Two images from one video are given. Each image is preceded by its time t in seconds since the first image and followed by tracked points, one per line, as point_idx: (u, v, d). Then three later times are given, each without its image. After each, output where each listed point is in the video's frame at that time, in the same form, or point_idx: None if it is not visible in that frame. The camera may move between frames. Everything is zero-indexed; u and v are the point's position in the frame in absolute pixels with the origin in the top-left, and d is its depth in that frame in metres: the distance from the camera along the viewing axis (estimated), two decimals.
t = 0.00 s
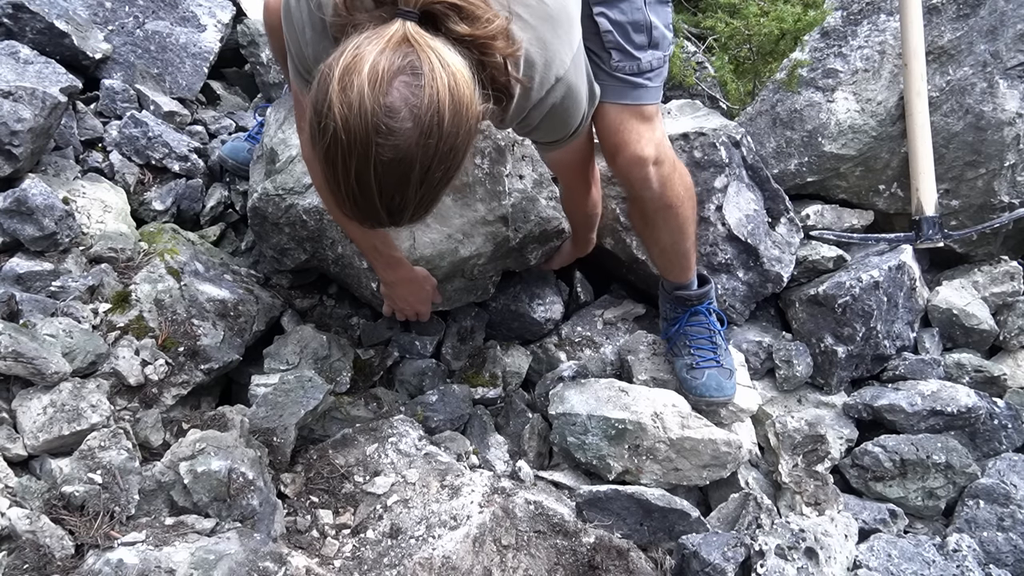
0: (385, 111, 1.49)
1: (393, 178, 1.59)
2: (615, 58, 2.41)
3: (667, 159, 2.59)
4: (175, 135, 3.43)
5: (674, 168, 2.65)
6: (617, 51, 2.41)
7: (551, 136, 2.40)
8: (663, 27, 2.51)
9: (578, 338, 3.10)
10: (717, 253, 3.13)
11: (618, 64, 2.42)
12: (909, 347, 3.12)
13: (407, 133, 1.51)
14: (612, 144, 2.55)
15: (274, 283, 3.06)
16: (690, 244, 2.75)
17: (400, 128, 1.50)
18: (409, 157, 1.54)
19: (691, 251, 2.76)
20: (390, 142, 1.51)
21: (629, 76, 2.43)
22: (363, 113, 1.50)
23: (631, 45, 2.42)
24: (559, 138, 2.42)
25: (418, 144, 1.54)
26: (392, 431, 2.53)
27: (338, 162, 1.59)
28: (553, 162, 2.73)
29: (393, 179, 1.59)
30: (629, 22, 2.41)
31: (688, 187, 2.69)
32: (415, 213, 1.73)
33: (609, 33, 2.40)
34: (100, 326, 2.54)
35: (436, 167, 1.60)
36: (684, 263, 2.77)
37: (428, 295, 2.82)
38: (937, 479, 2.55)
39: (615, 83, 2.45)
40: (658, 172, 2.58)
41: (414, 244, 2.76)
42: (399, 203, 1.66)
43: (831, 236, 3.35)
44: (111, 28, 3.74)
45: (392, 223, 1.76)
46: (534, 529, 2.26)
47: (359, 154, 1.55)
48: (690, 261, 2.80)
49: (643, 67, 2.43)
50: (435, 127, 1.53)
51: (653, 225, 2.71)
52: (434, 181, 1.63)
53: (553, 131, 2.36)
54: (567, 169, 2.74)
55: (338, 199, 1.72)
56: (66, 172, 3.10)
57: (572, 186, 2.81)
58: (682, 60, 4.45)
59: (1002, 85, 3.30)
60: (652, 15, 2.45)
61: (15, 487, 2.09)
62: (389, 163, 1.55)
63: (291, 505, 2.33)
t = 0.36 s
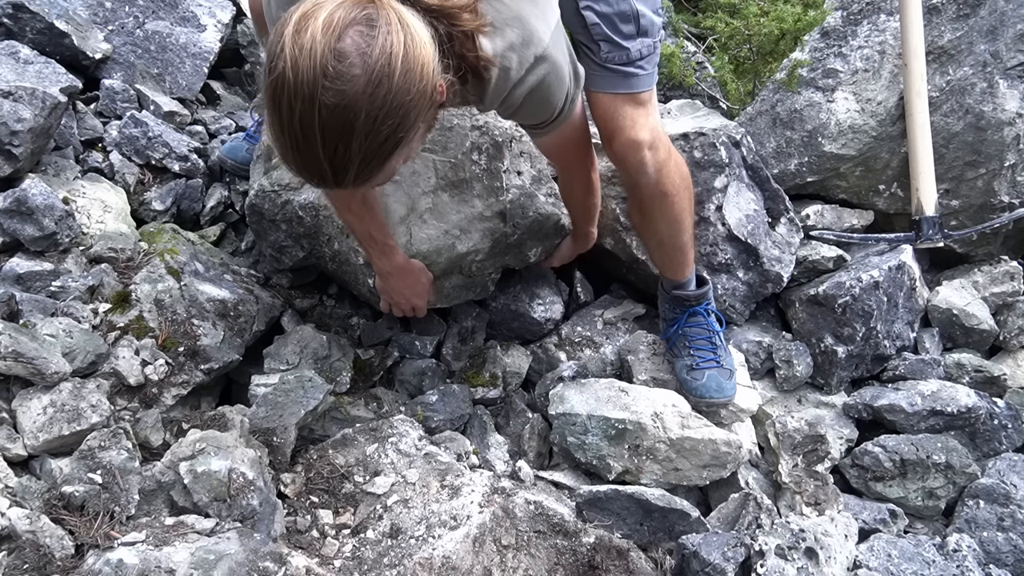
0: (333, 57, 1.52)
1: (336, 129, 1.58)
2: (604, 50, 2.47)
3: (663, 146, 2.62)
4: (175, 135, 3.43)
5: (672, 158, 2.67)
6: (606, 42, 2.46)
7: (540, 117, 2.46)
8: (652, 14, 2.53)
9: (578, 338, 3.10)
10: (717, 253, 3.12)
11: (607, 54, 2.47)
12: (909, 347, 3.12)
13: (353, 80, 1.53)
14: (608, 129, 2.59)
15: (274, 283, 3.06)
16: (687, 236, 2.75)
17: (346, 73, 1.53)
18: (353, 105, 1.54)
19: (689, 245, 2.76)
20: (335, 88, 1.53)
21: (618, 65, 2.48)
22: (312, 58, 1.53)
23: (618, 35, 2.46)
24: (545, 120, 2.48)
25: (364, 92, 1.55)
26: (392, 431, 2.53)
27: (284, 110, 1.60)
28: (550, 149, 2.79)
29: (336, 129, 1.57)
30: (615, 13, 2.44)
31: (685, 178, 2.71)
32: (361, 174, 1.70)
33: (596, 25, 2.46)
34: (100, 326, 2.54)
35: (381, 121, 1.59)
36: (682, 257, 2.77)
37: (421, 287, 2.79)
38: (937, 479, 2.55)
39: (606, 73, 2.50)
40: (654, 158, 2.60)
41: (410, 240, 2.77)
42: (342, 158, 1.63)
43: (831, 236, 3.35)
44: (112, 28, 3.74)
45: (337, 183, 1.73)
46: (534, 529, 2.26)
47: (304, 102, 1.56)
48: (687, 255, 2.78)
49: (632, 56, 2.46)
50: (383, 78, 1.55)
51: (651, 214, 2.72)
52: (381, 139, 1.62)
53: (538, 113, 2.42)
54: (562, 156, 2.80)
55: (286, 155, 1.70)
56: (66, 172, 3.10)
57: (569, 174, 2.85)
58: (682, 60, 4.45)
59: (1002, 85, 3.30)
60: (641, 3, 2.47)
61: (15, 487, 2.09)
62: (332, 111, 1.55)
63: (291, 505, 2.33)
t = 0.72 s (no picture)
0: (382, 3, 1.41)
1: (392, 82, 1.47)
2: (622, 50, 2.47)
3: (676, 147, 2.64)
4: (175, 135, 3.43)
5: (683, 159, 2.69)
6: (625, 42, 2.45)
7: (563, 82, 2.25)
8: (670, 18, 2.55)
9: (578, 338, 3.10)
10: (717, 253, 3.12)
11: (626, 52, 2.47)
12: (909, 347, 3.12)
13: (408, 26, 1.42)
14: (623, 128, 2.60)
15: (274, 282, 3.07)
16: (693, 237, 2.76)
17: (398, 19, 1.41)
18: (407, 56, 1.44)
19: (693, 245, 2.77)
20: (389, 36, 1.41)
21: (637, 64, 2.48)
22: (360, 5, 1.40)
23: (638, 36, 2.47)
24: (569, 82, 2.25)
25: (420, 40, 1.44)
26: (392, 431, 2.54)
27: (329, 66, 1.47)
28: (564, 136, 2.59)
29: (391, 81, 1.47)
30: (635, 12, 2.46)
31: (695, 179, 2.73)
32: (416, 130, 1.61)
33: (616, 24, 2.45)
34: (100, 326, 2.54)
35: (435, 71, 1.49)
36: (686, 257, 2.77)
37: (363, 237, 2.53)
38: (937, 479, 2.55)
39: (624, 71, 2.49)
40: (666, 158, 2.61)
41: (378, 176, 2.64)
42: (396, 114, 1.53)
43: (831, 236, 3.35)
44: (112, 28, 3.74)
45: (388, 144, 1.63)
46: (534, 529, 2.26)
47: (353, 56, 1.43)
48: (693, 256, 2.80)
49: (650, 57, 2.48)
50: (438, 23, 1.44)
51: (659, 213, 2.73)
52: (437, 91, 1.52)
53: (557, 71, 2.19)
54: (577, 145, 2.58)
55: (335, 119, 1.58)
56: (66, 172, 3.10)
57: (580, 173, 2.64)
58: (682, 60, 4.45)
59: (1002, 85, 3.30)
60: (661, 6, 2.50)
61: (15, 487, 2.09)
62: (386, 63, 1.44)
63: (291, 505, 2.33)
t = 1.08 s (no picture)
0: None
1: None
2: (628, 54, 2.48)
3: (678, 145, 2.66)
4: (175, 135, 3.42)
5: (686, 157, 2.70)
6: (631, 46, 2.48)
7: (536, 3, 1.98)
8: (679, 28, 2.57)
9: (578, 338, 3.10)
10: (717, 253, 3.12)
11: (632, 55, 2.48)
12: (909, 347, 3.12)
13: None
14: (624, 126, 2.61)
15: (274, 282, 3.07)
16: (695, 235, 2.78)
17: None
18: None
19: (694, 243, 2.79)
20: None
21: (641, 70, 2.49)
22: None
23: (646, 42, 2.49)
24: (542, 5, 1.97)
25: None
26: (392, 431, 2.54)
27: None
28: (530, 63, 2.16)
29: None
30: (645, 17, 2.46)
31: (696, 178, 2.75)
32: None
33: (626, 28, 2.46)
34: (101, 327, 2.54)
35: None
36: (687, 255, 2.79)
37: (307, 118, 2.75)
38: (937, 479, 2.55)
39: (629, 74, 2.50)
40: (667, 155, 2.64)
41: (383, 155, 2.71)
42: None
43: (831, 236, 3.35)
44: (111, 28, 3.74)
45: None
46: (534, 530, 2.26)
47: None
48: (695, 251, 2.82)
49: (655, 64, 2.49)
50: None
51: (660, 210, 2.75)
52: None
53: None
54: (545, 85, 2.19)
55: None
56: (66, 172, 3.10)
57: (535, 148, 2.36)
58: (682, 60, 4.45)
59: (1002, 85, 3.30)
60: (673, 16, 2.52)
61: (15, 487, 2.09)
62: None
63: (291, 505, 2.32)
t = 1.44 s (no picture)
0: None
1: None
2: (603, 56, 2.53)
3: (657, 152, 2.63)
4: (175, 135, 3.42)
5: (667, 164, 2.67)
6: (606, 49, 2.52)
7: (449, 88, 2.03)
8: (658, 31, 2.60)
9: (578, 338, 3.09)
10: (717, 253, 3.12)
11: (607, 59, 2.53)
12: (909, 347, 3.12)
13: None
14: (601, 133, 2.64)
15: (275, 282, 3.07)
16: (684, 238, 2.75)
17: None
18: None
19: (684, 247, 2.76)
20: None
21: (614, 73, 2.54)
22: None
23: (621, 45, 2.53)
24: (455, 89, 2.04)
25: None
26: (392, 431, 2.53)
27: None
28: (427, 144, 2.20)
29: None
30: (620, 19, 2.50)
31: (681, 183, 2.72)
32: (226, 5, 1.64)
33: (600, 29, 2.52)
34: (101, 327, 2.54)
35: None
36: (677, 259, 2.77)
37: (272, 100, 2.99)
38: (937, 479, 2.55)
39: (604, 78, 2.55)
40: (646, 164, 2.61)
41: (384, 155, 2.71)
42: None
43: (831, 236, 3.35)
44: (111, 28, 3.74)
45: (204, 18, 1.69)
46: (534, 529, 2.26)
47: None
48: (686, 256, 2.79)
49: (629, 67, 2.53)
50: None
51: (644, 216, 2.73)
52: None
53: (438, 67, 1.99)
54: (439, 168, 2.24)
55: None
56: (66, 172, 3.10)
57: (423, 226, 2.39)
58: (683, 60, 4.45)
59: (1002, 85, 3.30)
60: (649, 18, 2.55)
61: (15, 487, 2.09)
62: None
63: (291, 505, 2.32)
